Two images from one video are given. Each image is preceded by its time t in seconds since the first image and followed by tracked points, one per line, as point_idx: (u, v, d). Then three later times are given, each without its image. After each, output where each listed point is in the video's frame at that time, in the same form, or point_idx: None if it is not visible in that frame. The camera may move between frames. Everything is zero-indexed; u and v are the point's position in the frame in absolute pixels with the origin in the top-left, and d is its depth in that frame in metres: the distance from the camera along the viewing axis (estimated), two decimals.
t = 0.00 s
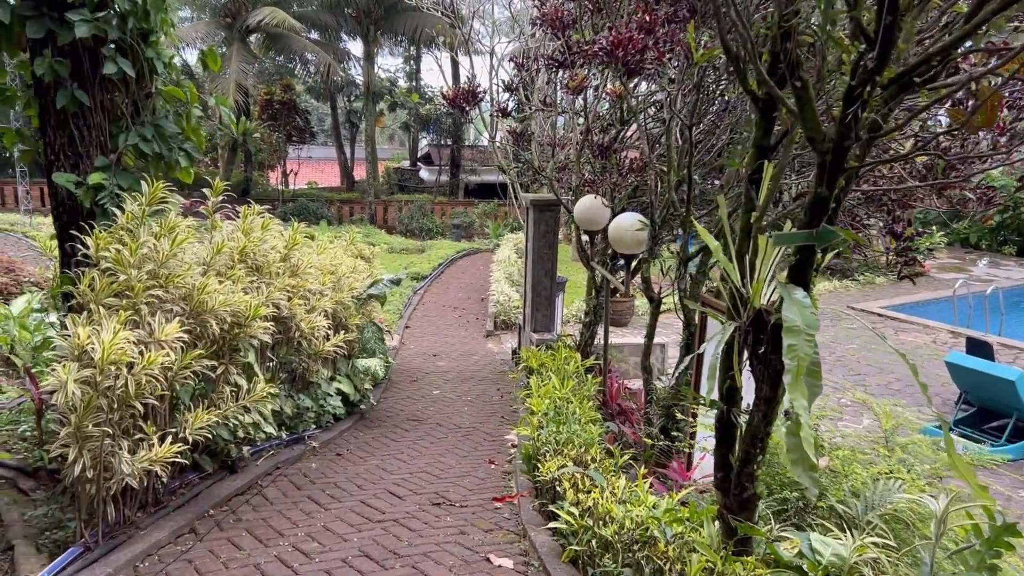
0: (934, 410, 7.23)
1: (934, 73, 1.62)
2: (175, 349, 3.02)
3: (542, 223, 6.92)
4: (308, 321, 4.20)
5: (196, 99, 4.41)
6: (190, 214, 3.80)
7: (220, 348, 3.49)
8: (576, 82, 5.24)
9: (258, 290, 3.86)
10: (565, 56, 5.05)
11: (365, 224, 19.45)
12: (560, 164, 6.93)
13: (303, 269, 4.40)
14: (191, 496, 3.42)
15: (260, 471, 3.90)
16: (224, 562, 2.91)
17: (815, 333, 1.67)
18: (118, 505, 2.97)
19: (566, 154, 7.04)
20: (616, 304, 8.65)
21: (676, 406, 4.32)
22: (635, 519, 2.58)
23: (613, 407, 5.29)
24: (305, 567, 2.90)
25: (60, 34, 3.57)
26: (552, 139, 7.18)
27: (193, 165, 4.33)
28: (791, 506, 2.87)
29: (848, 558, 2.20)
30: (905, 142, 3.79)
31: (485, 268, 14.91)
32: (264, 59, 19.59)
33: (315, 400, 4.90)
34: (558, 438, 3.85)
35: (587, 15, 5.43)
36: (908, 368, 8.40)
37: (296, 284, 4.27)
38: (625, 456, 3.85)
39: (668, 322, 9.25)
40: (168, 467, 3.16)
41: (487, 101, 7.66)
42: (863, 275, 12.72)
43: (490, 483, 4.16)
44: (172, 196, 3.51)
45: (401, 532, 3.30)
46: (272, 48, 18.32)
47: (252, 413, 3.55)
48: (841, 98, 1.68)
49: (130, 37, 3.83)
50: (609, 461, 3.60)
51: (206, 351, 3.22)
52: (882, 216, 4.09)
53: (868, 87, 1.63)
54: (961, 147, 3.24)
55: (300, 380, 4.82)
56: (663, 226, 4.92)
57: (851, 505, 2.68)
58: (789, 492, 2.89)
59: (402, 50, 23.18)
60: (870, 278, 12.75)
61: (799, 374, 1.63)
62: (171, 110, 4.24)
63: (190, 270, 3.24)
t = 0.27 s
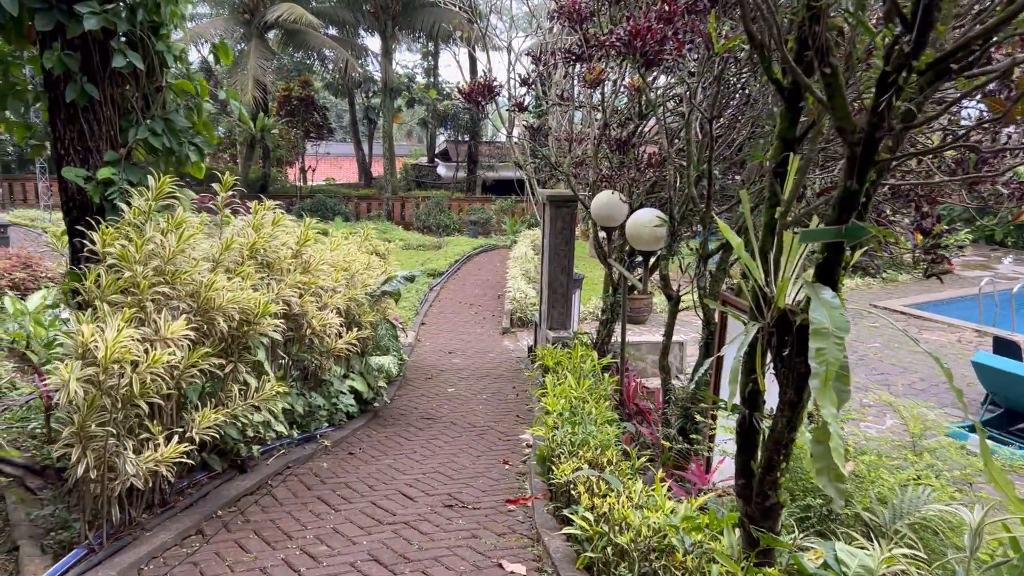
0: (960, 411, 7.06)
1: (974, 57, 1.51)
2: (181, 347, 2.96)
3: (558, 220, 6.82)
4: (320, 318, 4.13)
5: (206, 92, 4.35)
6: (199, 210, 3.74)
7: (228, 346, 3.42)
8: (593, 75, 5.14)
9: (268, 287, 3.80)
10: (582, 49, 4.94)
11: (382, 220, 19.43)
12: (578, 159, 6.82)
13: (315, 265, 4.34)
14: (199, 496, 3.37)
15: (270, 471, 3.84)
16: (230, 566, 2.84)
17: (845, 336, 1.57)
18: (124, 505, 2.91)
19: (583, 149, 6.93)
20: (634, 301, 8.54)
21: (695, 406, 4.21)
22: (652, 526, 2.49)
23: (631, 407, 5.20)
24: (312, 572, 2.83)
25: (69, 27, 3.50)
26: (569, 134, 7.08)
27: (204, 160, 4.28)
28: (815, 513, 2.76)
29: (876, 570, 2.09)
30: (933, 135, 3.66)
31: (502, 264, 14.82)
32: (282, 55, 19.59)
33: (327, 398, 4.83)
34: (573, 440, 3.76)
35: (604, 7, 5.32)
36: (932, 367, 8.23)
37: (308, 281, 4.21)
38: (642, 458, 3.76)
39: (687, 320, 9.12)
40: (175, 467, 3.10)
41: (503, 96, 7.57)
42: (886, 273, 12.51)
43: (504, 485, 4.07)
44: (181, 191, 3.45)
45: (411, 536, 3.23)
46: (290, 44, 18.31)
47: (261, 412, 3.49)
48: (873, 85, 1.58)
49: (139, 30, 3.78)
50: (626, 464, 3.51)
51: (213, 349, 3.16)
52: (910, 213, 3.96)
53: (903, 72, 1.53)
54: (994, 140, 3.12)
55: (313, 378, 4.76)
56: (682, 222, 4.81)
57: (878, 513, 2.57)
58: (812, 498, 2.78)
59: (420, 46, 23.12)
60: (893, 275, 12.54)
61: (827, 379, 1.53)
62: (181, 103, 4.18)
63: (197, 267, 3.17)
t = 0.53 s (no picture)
0: (980, 412, 6.92)
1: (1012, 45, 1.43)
2: (184, 347, 2.90)
3: (571, 217, 6.73)
4: (327, 317, 4.07)
5: (213, 88, 4.29)
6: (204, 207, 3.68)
7: (233, 346, 3.36)
8: (606, 70, 5.04)
9: (274, 285, 3.74)
10: (595, 43, 4.85)
11: (394, 217, 19.38)
12: (591, 155, 6.73)
13: (323, 263, 4.27)
14: (203, 498, 3.31)
15: (276, 473, 3.78)
16: (232, 571, 2.78)
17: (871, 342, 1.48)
18: (125, 509, 2.86)
19: (596, 145, 6.83)
20: (647, 299, 8.44)
21: (709, 408, 4.12)
22: (665, 535, 2.41)
23: (644, 407, 5.11)
24: None
25: (73, 22, 3.41)
26: (582, 130, 6.98)
27: (211, 157, 4.22)
28: (834, 522, 2.66)
29: None
30: (958, 131, 3.55)
31: (514, 262, 14.74)
32: (295, 51, 19.56)
33: (336, 398, 4.77)
34: (585, 442, 3.68)
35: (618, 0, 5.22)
36: (952, 367, 8.08)
37: (315, 279, 4.14)
38: (655, 461, 3.67)
39: (701, 319, 9.01)
40: (178, 470, 3.04)
41: (516, 92, 7.48)
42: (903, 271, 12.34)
43: (514, 488, 4.00)
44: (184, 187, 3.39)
45: (418, 541, 3.16)
46: (303, 40, 18.28)
47: (266, 414, 3.43)
48: (903, 76, 1.49)
49: (145, 24, 3.72)
50: (639, 468, 3.42)
51: (216, 350, 3.10)
52: (933, 211, 3.84)
53: (935, 63, 1.45)
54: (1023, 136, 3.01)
55: (321, 377, 4.70)
56: (697, 219, 4.71)
57: (902, 525, 2.47)
58: (831, 507, 2.69)
59: (433, 42, 23.05)
60: (911, 274, 12.37)
61: (853, 389, 1.44)
62: (188, 99, 4.12)
63: (201, 265, 3.11)
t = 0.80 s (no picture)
0: (995, 412, 6.81)
1: None
2: (183, 346, 2.84)
3: (579, 213, 6.65)
4: (331, 315, 4.00)
5: (215, 82, 4.23)
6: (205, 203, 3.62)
7: (234, 344, 3.30)
8: (615, 63, 4.96)
9: (277, 283, 3.68)
10: (604, 36, 4.77)
11: (402, 213, 19.33)
12: (599, 151, 6.64)
13: (327, 260, 4.21)
14: (203, 500, 3.26)
15: (278, 473, 3.72)
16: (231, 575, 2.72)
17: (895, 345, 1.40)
18: (123, 511, 2.80)
19: (605, 140, 6.75)
20: (656, 296, 8.35)
21: (720, 408, 4.04)
22: (675, 542, 2.33)
23: (653, 407, 5.01)
24: None
25: (72, 14, 3.36)
26: (591, 125, 6.89)
27: (213, 152, 4.16)
28: (851, 528, 2.58)
29: None
30: (977, 125, 3.45)
31: (521, 258, 14.66)
32: (302, 47, 19.51)
33: (340, 397, 4.71)
34: (593, 443, 3.61)
35: None
36: (965, 366, 7.97)
37: (319, 276, 4.08)
38: (665, 463, 3.59)
39: (711, 316, 8.92)
40: (177, 471, 2.99)
41: (524, 86, 7.40)
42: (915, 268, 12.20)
43: (521, 489, 3.93)
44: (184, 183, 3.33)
45: (422, 544, 3.09)
46: (311, 36, 18.24)
47: (268, 414, 3.37)
48: (932, 63, 1.41)
49: (145, 16, 3.66)
50: (648, 470, 3.35)
51: (216, 348, 3.04)
52: (951, 207, 3.75)
53: (966, 49, 1.37)
54: None
55: (326, 375, 4.64)
56: (708, 216, 4.62)
57: (921, 532, 2.38)
58: (847, 512, 2.61)
59: (441, 37, 22.96)
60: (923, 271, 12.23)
61: (878, 396, 1.36)
62: (190, 94, 4.06)
63: (200, 262, 3.05)
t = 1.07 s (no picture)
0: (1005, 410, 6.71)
1: None
2: (176, 345, 2.76)
3: (583, 208, 6.55)
4: (330, 312, 3.92)
5: (212, 73, 4.14)
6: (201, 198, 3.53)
7: (230, 343, 3.22)
8: (621, 56, 4.86)
9: (274, 280, 3.60)
10: (609, 27, 4.67)
11: (404, 209, 19.24)
12: (604, 145, 6.54)
13: (326, 256, 4.13)
14: (198, 502, 3.18)
15: (277, 474, 3.64)
16: None
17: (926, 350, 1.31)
18: (114, 515, 2.72)
19: (610, 134, 6.65)
20: (661, 293, 8.26)
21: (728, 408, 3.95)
22: (685, 550, 2.24)
23: (659, 406, 4.90)
24: None
25: (64, 3, 3.27)
26: (595, 119, 6.79)
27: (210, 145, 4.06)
28: (866, 535, 2.49)
29: None
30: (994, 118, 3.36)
31: (524, 254, 14.56)
32: (304, 41, 19.41)
33: (340, 395, 4.63)
34: (598, 444, 3.52)
35: None
36: (974, 363, 7.87)
37: (318, 273, 4.00)
38: (671, 465, 3.50)
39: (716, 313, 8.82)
40: (171, 473, 2.90)
41: (527, 80, 7.30)
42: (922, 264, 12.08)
43: (524, 490, 3.84)
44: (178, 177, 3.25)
45: (423, 549, 3.01)
46: (313, 30, 18.13)
47: (265, 414, 3.29)
48: (969, 47, 1.33)
49: (139, 6, 3.57)
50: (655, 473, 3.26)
51: (211, 347, 2.96)
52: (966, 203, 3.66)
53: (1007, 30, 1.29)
54: None
55: (325, 374, 4.56)
56: (715, 211, 4.53)
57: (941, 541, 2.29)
58: (863, 518, 2.52)
59: (444, 32, 22.84)
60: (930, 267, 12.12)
61: (909, 403, 1.28)
62: (186, 86, 3.98)
63: (195, 258, 2.97)
